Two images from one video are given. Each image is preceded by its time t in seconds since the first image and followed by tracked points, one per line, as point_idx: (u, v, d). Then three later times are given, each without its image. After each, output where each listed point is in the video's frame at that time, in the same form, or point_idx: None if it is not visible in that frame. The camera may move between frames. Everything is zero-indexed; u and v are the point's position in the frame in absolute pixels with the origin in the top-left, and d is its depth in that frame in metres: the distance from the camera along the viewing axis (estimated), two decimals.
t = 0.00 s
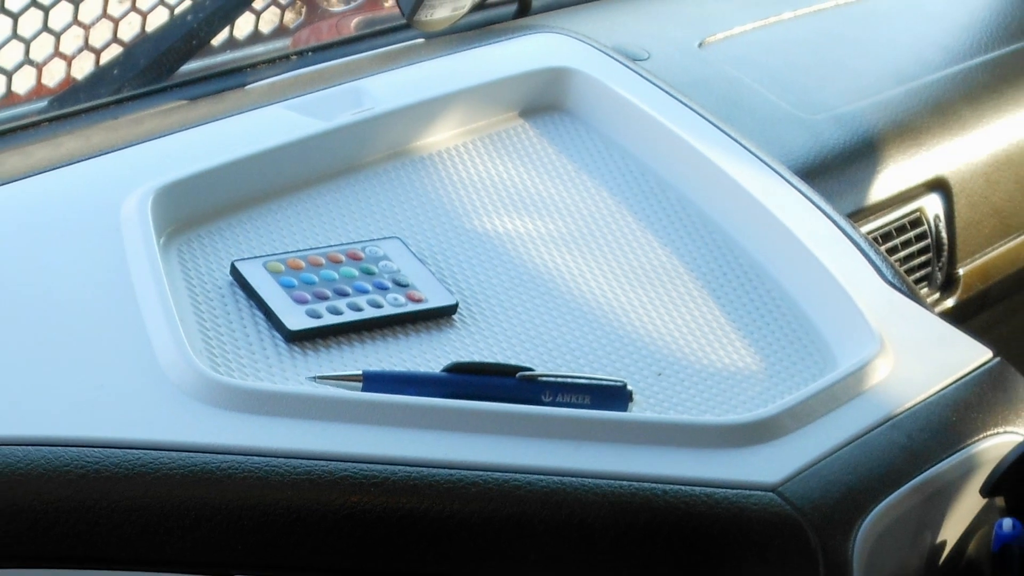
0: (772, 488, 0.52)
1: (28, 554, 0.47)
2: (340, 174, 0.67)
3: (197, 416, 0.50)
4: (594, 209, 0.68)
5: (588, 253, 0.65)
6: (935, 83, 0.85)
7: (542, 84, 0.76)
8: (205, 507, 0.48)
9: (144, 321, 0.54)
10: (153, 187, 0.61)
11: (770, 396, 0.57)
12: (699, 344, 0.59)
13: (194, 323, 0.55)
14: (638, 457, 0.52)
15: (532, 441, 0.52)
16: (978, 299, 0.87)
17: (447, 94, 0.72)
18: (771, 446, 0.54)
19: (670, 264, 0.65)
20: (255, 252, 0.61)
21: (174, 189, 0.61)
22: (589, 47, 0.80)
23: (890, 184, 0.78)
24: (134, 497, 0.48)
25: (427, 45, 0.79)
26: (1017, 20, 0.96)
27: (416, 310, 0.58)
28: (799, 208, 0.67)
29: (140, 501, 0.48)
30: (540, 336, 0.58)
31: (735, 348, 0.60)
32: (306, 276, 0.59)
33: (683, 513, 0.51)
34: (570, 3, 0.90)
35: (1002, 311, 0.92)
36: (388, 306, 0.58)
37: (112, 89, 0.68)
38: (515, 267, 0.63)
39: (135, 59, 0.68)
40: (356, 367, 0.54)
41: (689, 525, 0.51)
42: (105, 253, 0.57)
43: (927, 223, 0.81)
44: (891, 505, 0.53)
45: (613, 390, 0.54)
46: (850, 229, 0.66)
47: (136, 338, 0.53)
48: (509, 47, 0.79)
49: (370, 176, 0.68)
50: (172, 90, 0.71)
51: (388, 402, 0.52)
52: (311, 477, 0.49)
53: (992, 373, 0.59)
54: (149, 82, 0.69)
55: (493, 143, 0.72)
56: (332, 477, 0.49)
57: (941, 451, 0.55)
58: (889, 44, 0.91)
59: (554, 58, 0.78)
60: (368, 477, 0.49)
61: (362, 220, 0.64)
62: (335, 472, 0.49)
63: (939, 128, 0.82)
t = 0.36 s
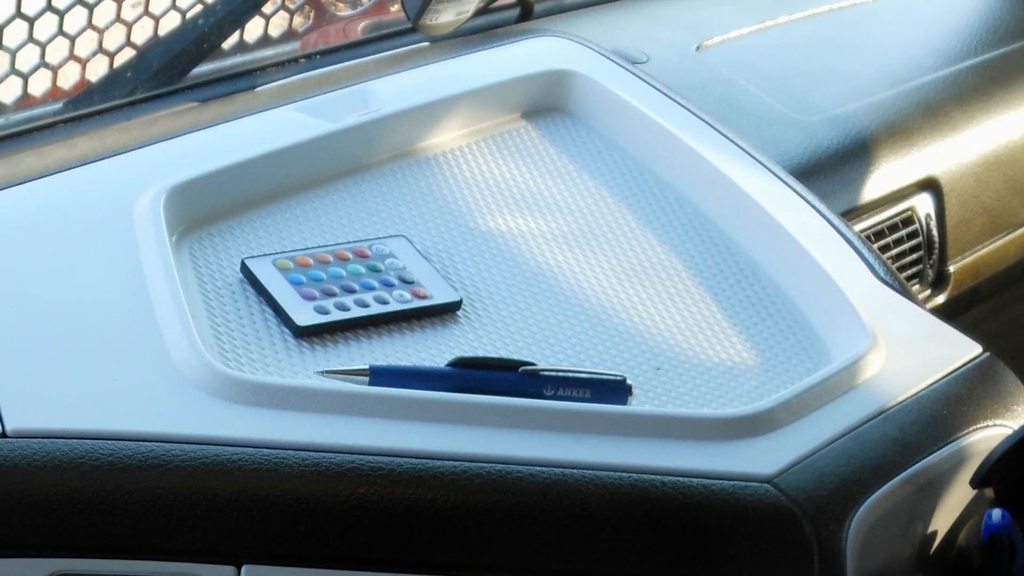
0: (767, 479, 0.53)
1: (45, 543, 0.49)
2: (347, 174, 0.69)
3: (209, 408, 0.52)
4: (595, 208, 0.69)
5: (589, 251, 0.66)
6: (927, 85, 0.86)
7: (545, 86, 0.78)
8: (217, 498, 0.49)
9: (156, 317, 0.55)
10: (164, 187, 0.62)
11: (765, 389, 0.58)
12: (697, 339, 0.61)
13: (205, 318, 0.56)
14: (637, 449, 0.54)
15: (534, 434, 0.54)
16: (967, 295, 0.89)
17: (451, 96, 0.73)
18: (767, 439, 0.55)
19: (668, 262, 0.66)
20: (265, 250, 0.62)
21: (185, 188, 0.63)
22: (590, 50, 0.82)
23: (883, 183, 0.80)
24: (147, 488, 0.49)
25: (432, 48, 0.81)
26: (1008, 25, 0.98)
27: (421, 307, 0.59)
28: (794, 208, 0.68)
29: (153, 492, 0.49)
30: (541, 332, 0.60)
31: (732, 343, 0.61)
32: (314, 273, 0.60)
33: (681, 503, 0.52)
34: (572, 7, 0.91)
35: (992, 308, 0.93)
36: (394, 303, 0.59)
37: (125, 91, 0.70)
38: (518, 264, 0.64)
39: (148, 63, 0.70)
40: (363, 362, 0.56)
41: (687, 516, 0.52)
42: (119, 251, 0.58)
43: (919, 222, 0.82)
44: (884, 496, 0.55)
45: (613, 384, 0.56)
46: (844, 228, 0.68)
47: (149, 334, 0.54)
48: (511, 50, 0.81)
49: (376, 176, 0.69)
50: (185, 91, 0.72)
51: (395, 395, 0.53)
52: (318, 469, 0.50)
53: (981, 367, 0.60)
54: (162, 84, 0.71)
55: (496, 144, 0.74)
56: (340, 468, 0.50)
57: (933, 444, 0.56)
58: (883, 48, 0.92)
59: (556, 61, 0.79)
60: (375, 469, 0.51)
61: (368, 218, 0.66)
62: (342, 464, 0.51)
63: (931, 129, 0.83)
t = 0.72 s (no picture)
0: (763, 471, 0.55)
1: (62, 534, 0.50)
2: (354, 174, 0.71)
3: (222, 402, 0.53)
4: (595, 207, 0.71)
5: (590, 249, 0.68)
6: (919, 88, 0.88)
7: (547, 88, 0.79)
8: (227, 489, 0.51)
9: (169, 314, 0.57)
10: (177, 186, 0.64)
11: (761, 383, 0.60)
12: (695, 335, 0.62)
13: (217, 314, 0.58)
14: (637, 442, 0.55)
15: (536, 426, 0.55)
16: (958, 293, 0.91)
17: (455, 98, 0.75)
18: (763, 432, 0.57)
19: (667, 259, 0.68)
20: (274, 248, 0.64)
21: (197, 188, 0.64)
22: (590, 53, 0.83)
23: (876, 183, 0.81)
24: (160, 479, 0.51)
25: (437, 51, 0.82)
26: (1000, 30, 0.99)
27: (427, 303, 0.61)
28: (790, 207, 0.70)
29: (166, 483, 0.51)
30: (543, 327, 0.61)
31: (728, 339, 0.63)
32: (323, 270, 0.62)
33: (679, 494, 0.54)
34: (573, 11, 0.93)
35: (982, 304, 0.96)
36: (400, 299, 0.61)
37: (139, 94, 0.71)
38: (521, 261, 0.66)
39: (161, 66, 0.71)
40: (370, 356, 0.58)
41: (685, 506, 0.54)
42: (133, 249, 0.60)
43: (910, 220, 0.84)
44: (876, 487, 0.56)
45: (613, 377, 0.58)
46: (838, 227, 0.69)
47: (162, 329, 0.56)
48: (513, 54, 0.82)
49: (383, 176, 0.71)
50: (196, 94, 0.74)
51: (400, 390, 0.55)
52: (327, 460, 0.52)
53: (971, 361, 0.62)
54: (174, 87, 0.73)
55: (499, 144, 0.75)
56: (348, 460, 0.52)
57: (924, 436, 0.58)
58: (877, 52, 0.94)
59: (557, 64, 0.81)
60: (381, 461, 0.52)
61: (375, 217, 0.67)
62: (350, 456, 0.52)
63: (923, 130, 0.85)
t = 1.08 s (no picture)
0: (758, 462, 0.56)
1: (77, 523, 0.51)
2: (361, 174, 0.72)
3: (234, 395, 0.55)
4: (596, 206, 0.73)
5: (591, 247, 0.69)
6: (907, 91, 0.90)
7: (549, 90, 0.81)
8: (238, 480, 0.52)
9: (182, 310, 0.58)
10: (189, 185, 0.65)
11: (756, 376, 0.62)
12: (692, 330, 0.64)
13: (228, 310, 0.60)
14: (637, 434, 0.57)
15: (538, 419, 0.57)
16: (948, 288, 0.92)
17: (459, 99, 0.76)
18: (759, 424, 0.58)
19: (666, 257, 0.69)
20: (284, 246, 0.66)
21: (209, 187, 0.66)
22: (591, 56, 0.85)
23: (868, 182, 0.83)
24: (173, 471, 0.52)
25: (442, 55, 0.84)
26: (983, 35, 1.02)
27: (432, 299, 0.62)
28: (787, 207, 0.72)
29: (178, 474, 0.52)
30: (545, 323, 0.63)
31: (725, 334, 0.64)
32: (331, 267, 0.64)
33: (677, 485, 0.55)
34: (574, 16, 0.95)
35: (972, 300, 0.97)
36: (406, 295, 0.62)
37: (152, 96, 0.73)
38: (524, 259, 0.68)
39: (174, 68, 0.73)
40: (377, 351, 0.59)
41: (683, 496, 0.55)
42: (147, 246, 0.62)
43: (901, 219, 0.85)
44: (868, 478, 0.58)
45: (613, 371, 0.59)
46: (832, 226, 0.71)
47: (174, 324, 0.58)
48: (515, 57, 0.84)
49: (389, 176, 0.73)
50: (209, 95, 0.76)
51: (405, 383, 0.57)
52: (335, 452, 0.53)
53: (960, 356, 0.64)
54: (186, 89, 0.74)
55: (502, 145, 0.77)
56: (355, 451, 0.54)
57: (915, 429, 0.60)
58: (867, 56, 0.96)
59: (558, 67, 0.82)
60: (387, 452, 0.54)
61: (382, 215, 0.69)
62: (357, 448, 0.54)
63: (914, 131, 0.87)
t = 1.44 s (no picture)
0: (754, 454, 0.58)
1: (94, 513, 0.52)
2: (368, 174, 0.74)
3: (246, 388, 0.57)
4: (597, 205, 0.75)
5: (592, 244, 0.71)
6: (899, 93, 0.92)
7: (551, 93, 0.83)
8: (249, 471, 0.54)
9: (194, 306, 0.60)
10: (201, 185, 0.67)
11: (752, 370, 0.63)
12: (690, 326, 0.66)
13: (239, 306, 0.62)
14: (636, 426, 0.59)
15: (540, 411, 0.59)
16: (937, 285, 0.95)
17: (463, 102, 0.78)
18: (754, 417, 0.60)
19: (664, 255, 0.71)
20: (293, 243, 0.68)
21: (221, 186, 0.68)
22: (592, 60, 0.87)
23: (860, 181, 0.85)
24: (186, 462, 0.53)
25: (447, 58, 0.86)
26: (973, 38, 1.04)
27: (437, 296, 0.64)
28: (782, 207, 0.73)
29: (191, 465, 0.53)
30: (547, 318, 0.65)
31: (721, 329, 0.66)
32: (339, 265, 0.65)
33: (676, 476, 0.57)
34: (575, 21, 0.97)
35: (962, 296, 0.99)
36: (412, 292, 0.64)
37: (165, 98, 0.75)
38: (527, 257, 0.69)
39: (186, 71, 0.75)
40: (384, 345, 0.61)
41: (681, 487, 0.57)
42: (160, 245, 0.63)
43: (893, 218, 0.87)
44: (861, 469, 0.60)
45: (613, 365, 0.61)
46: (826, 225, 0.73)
47: (187, 320, 0.59)
48: (517, 60, 0.86)
49: (395, 176, 0.74)
50: (220, 98, 0.77)
51: (412, 376, 0.58)
52: (342, 444, 0.55)
53: (950, 351, 0.66)
54: (198, 91, 0.76)
55: (505, 146, 0.79)
56: (362, 443, 0.55)
57: (906, 421, 0.61)
58: (860, 59, 0.99)
59: (559, 70, 0.84)
60: (394, 444, 0.55)
61: (388, 214, 0.71)
62: (365, 440, 0.55)
63: (906, 132, 0.89)
